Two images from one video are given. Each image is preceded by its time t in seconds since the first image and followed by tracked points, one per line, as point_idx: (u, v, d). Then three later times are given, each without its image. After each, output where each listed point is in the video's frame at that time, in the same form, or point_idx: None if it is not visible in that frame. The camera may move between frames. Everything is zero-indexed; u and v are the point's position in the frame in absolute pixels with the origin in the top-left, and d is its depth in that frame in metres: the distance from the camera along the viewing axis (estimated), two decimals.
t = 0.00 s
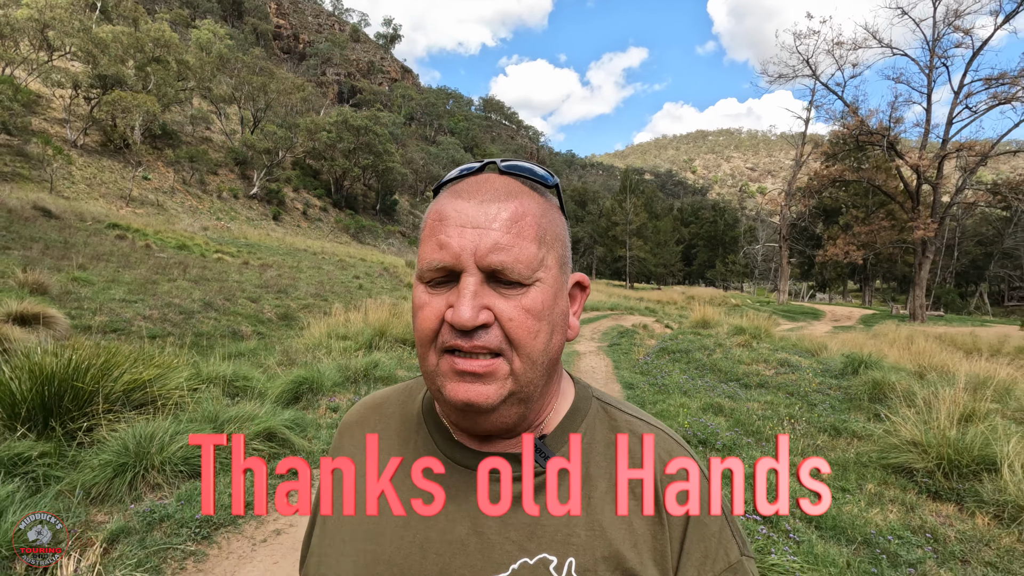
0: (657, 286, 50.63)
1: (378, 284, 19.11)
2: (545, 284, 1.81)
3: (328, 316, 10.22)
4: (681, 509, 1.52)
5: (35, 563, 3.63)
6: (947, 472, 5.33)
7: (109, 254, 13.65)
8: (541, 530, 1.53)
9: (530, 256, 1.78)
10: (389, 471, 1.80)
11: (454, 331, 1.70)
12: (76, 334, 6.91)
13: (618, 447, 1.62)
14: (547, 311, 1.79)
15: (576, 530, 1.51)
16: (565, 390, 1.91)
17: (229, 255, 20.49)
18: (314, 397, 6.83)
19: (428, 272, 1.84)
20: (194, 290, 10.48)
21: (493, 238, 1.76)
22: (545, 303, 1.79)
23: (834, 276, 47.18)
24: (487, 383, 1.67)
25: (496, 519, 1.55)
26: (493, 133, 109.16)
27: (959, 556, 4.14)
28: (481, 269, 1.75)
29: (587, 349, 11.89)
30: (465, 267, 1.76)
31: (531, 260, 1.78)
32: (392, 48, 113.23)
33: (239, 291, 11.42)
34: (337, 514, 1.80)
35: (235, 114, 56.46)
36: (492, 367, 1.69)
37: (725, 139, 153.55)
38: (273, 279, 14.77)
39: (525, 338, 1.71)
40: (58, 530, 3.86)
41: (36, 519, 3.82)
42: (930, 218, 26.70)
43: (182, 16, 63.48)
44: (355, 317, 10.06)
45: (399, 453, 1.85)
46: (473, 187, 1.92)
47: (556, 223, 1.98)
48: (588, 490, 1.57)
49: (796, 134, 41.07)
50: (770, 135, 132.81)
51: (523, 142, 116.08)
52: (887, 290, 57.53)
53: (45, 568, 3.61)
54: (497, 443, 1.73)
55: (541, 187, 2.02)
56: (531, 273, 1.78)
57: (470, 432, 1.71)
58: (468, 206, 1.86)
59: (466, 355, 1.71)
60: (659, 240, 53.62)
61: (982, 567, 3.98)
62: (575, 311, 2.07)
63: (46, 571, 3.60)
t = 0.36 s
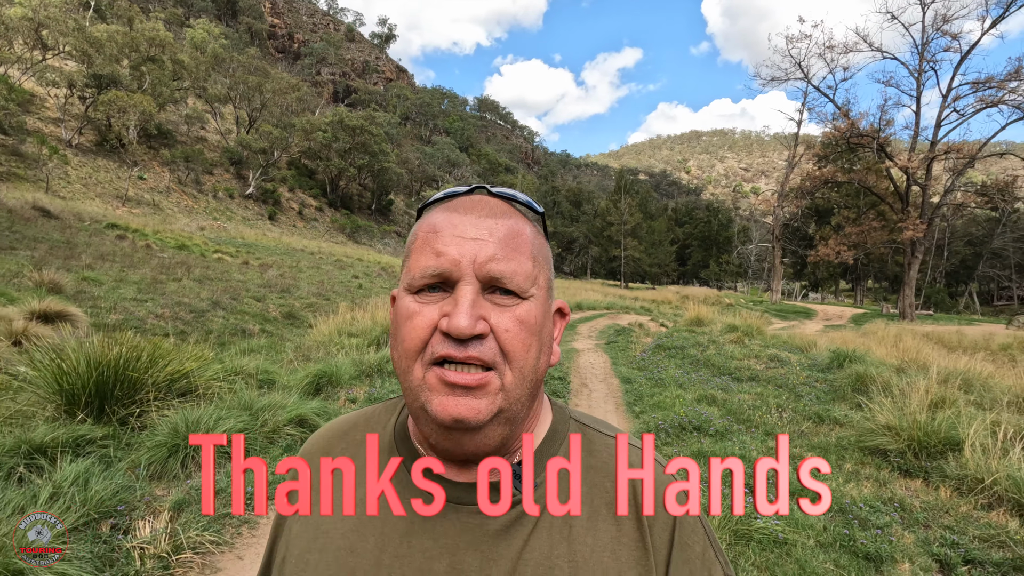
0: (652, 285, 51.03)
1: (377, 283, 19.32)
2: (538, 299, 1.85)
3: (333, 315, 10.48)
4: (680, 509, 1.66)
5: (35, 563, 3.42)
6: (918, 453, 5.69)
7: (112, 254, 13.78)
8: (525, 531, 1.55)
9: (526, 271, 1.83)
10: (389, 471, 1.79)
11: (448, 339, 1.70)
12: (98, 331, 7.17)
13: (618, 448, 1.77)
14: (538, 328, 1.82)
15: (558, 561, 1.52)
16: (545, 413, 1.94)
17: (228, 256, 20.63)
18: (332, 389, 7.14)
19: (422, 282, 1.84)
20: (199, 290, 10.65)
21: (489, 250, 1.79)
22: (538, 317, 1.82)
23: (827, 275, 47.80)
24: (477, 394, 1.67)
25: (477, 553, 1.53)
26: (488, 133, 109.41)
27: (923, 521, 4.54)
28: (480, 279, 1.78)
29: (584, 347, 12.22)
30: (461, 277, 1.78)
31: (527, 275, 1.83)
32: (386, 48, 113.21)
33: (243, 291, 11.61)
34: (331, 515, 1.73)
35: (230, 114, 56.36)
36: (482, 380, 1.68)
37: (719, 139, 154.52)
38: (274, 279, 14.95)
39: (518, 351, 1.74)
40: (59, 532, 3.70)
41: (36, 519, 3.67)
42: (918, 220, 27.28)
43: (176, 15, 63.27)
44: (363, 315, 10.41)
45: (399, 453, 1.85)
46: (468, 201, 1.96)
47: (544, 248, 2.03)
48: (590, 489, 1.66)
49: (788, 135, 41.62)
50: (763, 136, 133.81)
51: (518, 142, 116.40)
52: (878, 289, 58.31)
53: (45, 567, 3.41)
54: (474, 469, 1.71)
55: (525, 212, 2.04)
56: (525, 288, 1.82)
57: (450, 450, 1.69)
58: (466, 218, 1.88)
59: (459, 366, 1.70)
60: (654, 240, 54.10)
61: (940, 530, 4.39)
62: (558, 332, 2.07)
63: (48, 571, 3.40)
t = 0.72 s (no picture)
0: (646, 285, 51.54)
1: (376, 283, 19.59)
2: (578, 296, 1.98)
3: (339, 313, 10.80)
4: (681, 509, 1.71)
5: (36, 562, 3.50)
6: (888, 434, 6.14)
7: (115, 253, 14.00)
8: (550, 543, 1.59)
9: (568, 269, 1.96)
10: (388, 473, 1.89)
11: (490, 331, 1.79)
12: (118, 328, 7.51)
13: (619, 450, 1.89)
14: (577, 326, 1.93)
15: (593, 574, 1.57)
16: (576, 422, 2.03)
17: (228, 255, 20.83)
18: (348, 380, 7.51)
19: (464, 275, 1.95)
20: (206, 289, 10.93)
21: (532, 247, 1.91)
22: (578, 315, 1.93)
23: (819, 275, 48.42)
24: (515, 389, 1.76)
25: (506, 563, 1.57)
26: (483, 133, 109.66)
27: (887, 491, 5.04)
28: (523, 273, 1.89)
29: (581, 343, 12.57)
30: (505, 271, 1.89)
31: (568, 274, 1.96)
32: (382, 48, 113.25)
33: (248, 290, 11.88)
34: (332, 514, 1.79)
35: (226, 114, 56.39)
36: (520, 376, 1.76)
37: (714, 140, 155.46)
38: (276, 279, 15.21)
39: (558, 348, 1.85)
40: (60, 529, 3.69)
41: (37, 518, 3.67)
42: (907, 220, 27.85)
43: (171, 14, 63.17)
44: (369, 312, 10.77)
45: (398, 455, 1.97)
46: (509, 198, 2.09)
47: (580, 250, 2.15)
48: (588, 493, 1.74)
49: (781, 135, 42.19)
50: (757, 136, 134.83)
51: (514, 142, 116.74)
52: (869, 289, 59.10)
53: (43, 566, 3.48)
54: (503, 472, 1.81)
55: (564, 210, 2.19)
56: (566, 285, 1.95)
57: (486, 447, 1.78)
58: (509, 213, 2.02)
59: (501, 359, 1.78)
60: (649, 240, 54.62)
61: (901, 497, 4.91)
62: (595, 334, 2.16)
63: (46, 570, 3.47)
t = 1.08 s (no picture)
0: (642, 285, 52.01)
1: (376, 283, 19.86)
2: (580, 290, 1.92)
3: (344, 313, 11.09)
4: (679, 509, 1.62)
5: (34, 563, 3.54)
6: (859, 422, 6.57)
7: (120, 254, 14.23)
8: (553, 534, 1.57)
9: (568, 263, 1.90)
10: (388, 472, 1.87)
11: (490, 328, 1.77)
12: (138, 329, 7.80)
13: (618, 447, 1.76)
14: (579, 320, 1.88)
15: (605, 560, 1.54)
16: (586, 412, 1.99)
17: (228, 256, 21.07)
18: (362, 376, 7.85)
19: (464, 271, 1.91)
20: (213, 290, 11.18)
21: (531, 243, 1.86)
22: (579, 309, 1.88)
23: (812, 275, 48.99)
24: (515, 386, 1.73)
25: (518, 549, 1.55)
26: (479, 134, 109.90)
27: (853, 470, 5.44)
28: (522, 269, 1.84)
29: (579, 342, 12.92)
30: (504, 267, 1.85)
31: (568, 268, 1.90)
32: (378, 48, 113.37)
33: (253, 291, 12.13)
34: (333, 515, 1.82)
35: (223, 114, 56.43)
36: (519, 372, 1.74)
37: (709, 140, 156.12)
38: (278, 279, 15.45)
39: (558, 342, 1.80)
40: (59, 529, 3.82)
41: (37, 519, 3.83)
42: (897, 221, 28.30)
43: (166, 14, 63.15)
44: (373, 313, 11.03)
45: (399, 454, 1.94)
46: (511, 192, 2.03)
47: (585, 243, 2.09)
48: (589, 488, 1.66)
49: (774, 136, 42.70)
50: (751, 137, 135.66)
51: (510, 142, 117.06)
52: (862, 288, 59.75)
53: (43, 567, 3.51)
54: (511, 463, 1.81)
55: (571, 202, 2.14)
56: (568, 279, 1.89)
57: (491, 442, 1.76)
58: (510, 209, 1.97)
59: (501, 356, 1.76)
60: (644, 240, 55.04)
61: (864, 475, 5.34)
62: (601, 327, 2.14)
63: (46, 570, 3.51)
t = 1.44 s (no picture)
0: (638, 285, 52.39)
1: (376, 282, 20.11)
2: (562, 294, 1.86)
3: (349, 310, 11.39)
4: (681, 510, 1.66)
5: (35, 563, 3.55)
6: (837, 409, 7.01)
7: (124, 254, 14.44)
8: (544, 526, 1.59)
9: (550, 265, 1.84)
10: (388, 472, 1.83)
11: (467, 336, 1.72)
12: (154, 326, 8.09)
13: (618, 448, 1.79)
14: (561, 324, 1.82)
15: (588, 560, 1.56)
16: (568, 414, 1.98)
17: (229, 256, 21.27)
18: (372, 369, 8.16)
19: (441, 276, 1.85)
20: (218, 289, 11.41)
21: (510, 246, 1.79)
22: (561, 313, 1.82)
23: (806, 275, 49.46)
24: (497, 393, 1.69)
25: (505, 550, 1.56)
26: (476, 133, 110.07)
27: (828, 451, 5.92)
28: (501, 274, 1.78)
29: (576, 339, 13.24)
30: (483, 272, 1.78)
31: (551, 270, 1.84)
32: (375, 48, 113.39)
33: (257, 290, 12.36)
34: (332, 513, 1.75)
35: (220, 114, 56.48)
36: (500, 379, 1.70)
37: (705, 139, 156.70)
38: (280, 279, 15.69)
39: (541, 348, 1.75)
40: (58, 530, 3.83)
41: (37, 519, 3.84)
42: (889, 221, 28.73)
43: (163, 14, 63.14)
44: (377, 311, 11.28)
45: (399, 453, 1.89)
46: (490, 192, 1.96)
47: (568, 239, 2.02)
48: (589, 489, 1.67)
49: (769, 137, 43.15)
50: (747, 136, 136.26)
51: (507, 142, 117.34)
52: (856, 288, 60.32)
53: (44, 567, 3.52)
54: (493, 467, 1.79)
55: (554, 197, 2.07)
56: (548, 284, 1.83)
57: (473, 446, 1.73)
58: (488, 210, 1.90)
59: (481, 363, 1.71)
60: (641, 240, 55.42)
61: (840, 455, 5.82)
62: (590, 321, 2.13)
63: (47, 570, 3.52)
